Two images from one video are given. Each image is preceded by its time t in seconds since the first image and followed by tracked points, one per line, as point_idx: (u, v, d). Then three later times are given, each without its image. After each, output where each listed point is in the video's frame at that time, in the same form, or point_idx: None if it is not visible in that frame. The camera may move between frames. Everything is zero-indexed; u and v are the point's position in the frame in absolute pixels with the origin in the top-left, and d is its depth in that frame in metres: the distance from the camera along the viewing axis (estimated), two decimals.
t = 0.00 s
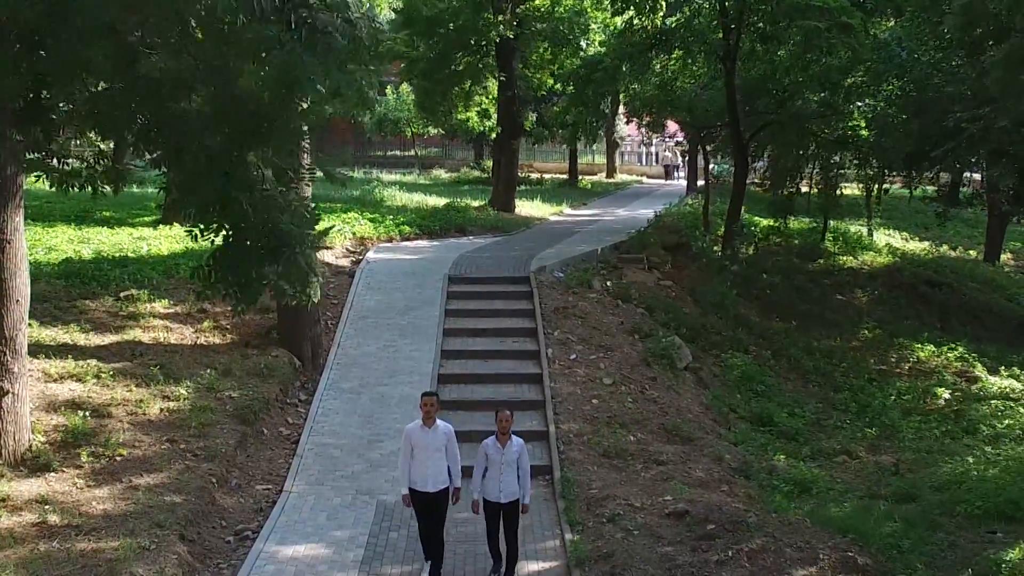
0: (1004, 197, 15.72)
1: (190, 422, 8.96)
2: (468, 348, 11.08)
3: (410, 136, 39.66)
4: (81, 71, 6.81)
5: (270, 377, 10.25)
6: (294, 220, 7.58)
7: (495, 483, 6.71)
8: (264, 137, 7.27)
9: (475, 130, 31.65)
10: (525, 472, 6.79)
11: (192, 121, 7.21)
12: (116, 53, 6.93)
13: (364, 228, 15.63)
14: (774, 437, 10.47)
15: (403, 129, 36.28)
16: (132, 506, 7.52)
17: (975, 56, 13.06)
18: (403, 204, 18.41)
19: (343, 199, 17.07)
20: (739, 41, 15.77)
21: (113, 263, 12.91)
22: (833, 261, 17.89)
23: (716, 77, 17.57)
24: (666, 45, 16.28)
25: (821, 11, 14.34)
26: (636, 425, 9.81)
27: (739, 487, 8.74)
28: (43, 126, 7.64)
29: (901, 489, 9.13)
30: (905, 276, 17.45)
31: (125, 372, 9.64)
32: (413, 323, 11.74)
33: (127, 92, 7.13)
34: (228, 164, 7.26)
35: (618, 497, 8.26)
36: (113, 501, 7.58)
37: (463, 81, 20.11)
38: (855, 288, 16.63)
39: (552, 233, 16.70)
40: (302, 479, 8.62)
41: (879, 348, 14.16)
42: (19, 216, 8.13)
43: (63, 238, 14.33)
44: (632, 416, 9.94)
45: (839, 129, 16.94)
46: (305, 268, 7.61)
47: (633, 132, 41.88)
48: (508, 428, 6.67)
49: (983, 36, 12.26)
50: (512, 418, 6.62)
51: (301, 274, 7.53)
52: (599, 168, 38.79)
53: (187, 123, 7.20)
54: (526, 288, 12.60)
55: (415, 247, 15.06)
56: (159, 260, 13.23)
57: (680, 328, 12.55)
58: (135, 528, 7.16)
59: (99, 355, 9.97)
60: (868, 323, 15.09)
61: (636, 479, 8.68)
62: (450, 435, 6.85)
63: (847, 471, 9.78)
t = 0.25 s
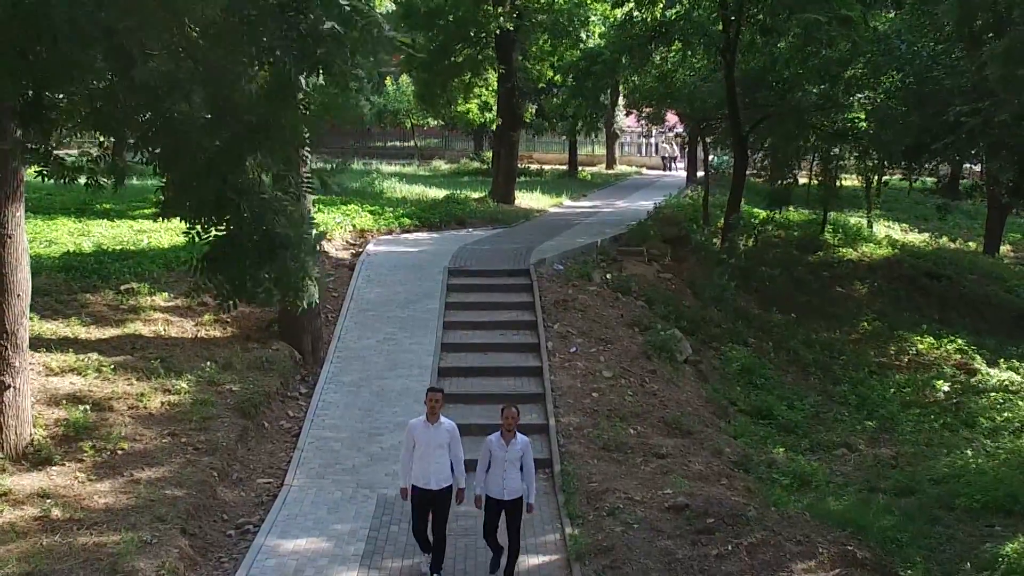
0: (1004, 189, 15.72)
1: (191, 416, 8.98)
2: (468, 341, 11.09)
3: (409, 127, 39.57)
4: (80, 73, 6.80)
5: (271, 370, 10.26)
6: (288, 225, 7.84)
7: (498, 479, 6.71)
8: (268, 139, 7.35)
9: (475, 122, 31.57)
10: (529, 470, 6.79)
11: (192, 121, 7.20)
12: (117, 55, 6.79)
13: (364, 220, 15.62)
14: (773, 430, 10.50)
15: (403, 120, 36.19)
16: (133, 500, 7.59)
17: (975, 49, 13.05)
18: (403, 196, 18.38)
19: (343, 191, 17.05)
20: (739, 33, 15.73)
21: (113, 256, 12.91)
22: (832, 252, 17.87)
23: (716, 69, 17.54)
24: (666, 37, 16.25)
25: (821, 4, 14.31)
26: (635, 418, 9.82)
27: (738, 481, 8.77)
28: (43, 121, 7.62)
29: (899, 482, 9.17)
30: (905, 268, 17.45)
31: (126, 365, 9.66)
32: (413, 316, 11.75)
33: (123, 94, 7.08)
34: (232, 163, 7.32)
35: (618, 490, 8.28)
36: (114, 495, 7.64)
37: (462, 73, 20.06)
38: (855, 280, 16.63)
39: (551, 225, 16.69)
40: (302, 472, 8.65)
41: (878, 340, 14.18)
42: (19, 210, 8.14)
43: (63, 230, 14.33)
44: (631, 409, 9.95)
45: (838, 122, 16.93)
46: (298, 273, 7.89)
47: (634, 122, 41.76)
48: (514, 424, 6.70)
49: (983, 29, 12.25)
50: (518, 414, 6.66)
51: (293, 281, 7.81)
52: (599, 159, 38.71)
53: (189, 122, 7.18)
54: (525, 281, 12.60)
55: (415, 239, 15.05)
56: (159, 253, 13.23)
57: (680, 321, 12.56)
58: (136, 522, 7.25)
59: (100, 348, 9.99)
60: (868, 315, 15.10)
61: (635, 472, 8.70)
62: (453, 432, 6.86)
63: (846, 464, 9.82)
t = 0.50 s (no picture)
0: (1004, 180, 15.71)
1: (193, 407, 9.00)
2: (468, 332, 11.09)
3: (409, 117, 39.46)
4: (81, 69, 6.83)
5: (272, 361, 10.26)
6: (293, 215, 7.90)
7: (502, 474, 6.71)
8: (273, 132, 7.58)
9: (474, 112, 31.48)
10: (533, 464, 6.79)
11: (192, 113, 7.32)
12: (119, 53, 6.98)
13: (365, 210, 15.59)
14: (774, 421, 10.51)
15: (402, 109, 36.09)
16: (136, 492, 7.62)
17: (976, 40, 13.02)
18: (403, 186, 18.34)
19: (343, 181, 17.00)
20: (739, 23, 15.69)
21: (114, 247, 12.89)
22: (832, 243, 17.84)
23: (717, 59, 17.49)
24: (666, 28, 16.20)
25: None
26: (636, 409, 9.83)
27: (739, 471, 8.79)
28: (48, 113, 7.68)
29: (899, 473, 9.23)
30: (905, 259, 17.45)
31: (128, 357, 9.67)
32: (414, 307, 11.75)
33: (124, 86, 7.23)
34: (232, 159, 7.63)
35: (619, 482, 8.30)
36: (117, 487, 7.68)
37: (463, 63, 20.00)
38: (855, 271, 16.62)
39: (551, 215, 16.66)
40: (304, 463, 8.68)
41: (878, 331, 14.18)
42: (21, 203, 8.15)
43: (64, 221, 14.31)
44: (632, 400, 9.96)
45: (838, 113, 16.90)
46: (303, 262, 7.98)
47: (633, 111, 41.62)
48: (517, 419, 6.74)
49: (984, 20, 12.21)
50: (519, 409, 6.73)
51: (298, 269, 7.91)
52: (599, 149, 38.62)
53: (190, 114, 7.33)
54: (526, 272, 12.58)
55: (416, 230, 15.03)
56: (160, 243, 13.21)
57: (680, 312, 12.56)
58: (139, 513, 7.31)
59: (102, 339, 9.99)
60: (867, 306, 15.10)
61: (636, 463, 8.72)
62: (456, 427, 6.81)
63: (847, 455, 9.85)
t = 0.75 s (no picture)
0: (1005, 171, 15.71)
1: (196, 397, 9.03)
2: (469, 323, 11.11)
3: (409, 108, 39.40)
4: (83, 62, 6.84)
5: (275, 352, 10.27)
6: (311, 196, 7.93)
7: (504, 470, 6.68)
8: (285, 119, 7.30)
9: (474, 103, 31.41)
10: (534, 458, 6.77)
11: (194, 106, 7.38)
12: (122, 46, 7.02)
13: (366, 201, 15.58)
14: (775, 412, 10.54)
15: (402, 101, 36.03)
16: (140, 483, 7.69)
17: (978, 32, 13.00)
18: (404, 177, 18.34)
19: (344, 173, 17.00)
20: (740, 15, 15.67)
21: (115, 238, 12.89)
22: (832, 234, 17.82)
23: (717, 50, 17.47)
24: (667, 19, 16.17)
25: None
26: (638, 400, 9.85)
27: (740, 462, 8.82)
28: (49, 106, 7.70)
29: (900, 464, 9.28)
30: (906, 250, 17.46)
31: (131, 347, 9.70)
32: (415, 298, 11.75)
33: (119, 84, 7.24)
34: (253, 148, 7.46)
35: (621, 472, 8.34)
36: (121, 477, 7.75)
37: (464, 54, 19.96)
38: (855, 262, 16.61)
39: (553, 206, 16.65)
40: (307, 454, 8.70)
41: (879, 322, 14.20)
42: (24, 194, 8.18)
43: (66, 212, 14.31)
44: (633, 391, 9.98)
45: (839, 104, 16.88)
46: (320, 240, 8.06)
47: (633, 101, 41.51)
48: (516, 415, 6.71)
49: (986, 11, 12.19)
50: (519, 404, 6.66)
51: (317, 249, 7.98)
52: (599, 141, 38.58)
53: (192, 108, 7.38)
54: (527, 263, 12.59)
55: (417, 221, 15.03)
56: (162, 235, 13.21)
57: (681, 303, 12.57)
58: (144, 504, 7.39)
59: (105, 330, 10.01)
60: (868, 298, 15.10)
61: (638, 453, 8.76)
62: (457, 424, 6.76)
63: (847, 446, 9.88)
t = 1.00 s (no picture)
0: (1005, 161, 15.71)
1: (199, 386, 9.06)
2: (471, 313, 11.12)
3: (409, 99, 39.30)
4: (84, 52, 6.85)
5: (278, 342, 10.27)
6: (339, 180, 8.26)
7: (503, 462, 6.68)
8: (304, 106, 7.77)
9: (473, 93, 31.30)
10: (533, 449, 6.75)
11: (201, 100, 7.65)
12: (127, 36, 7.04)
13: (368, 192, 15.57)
14: (776, 401, 10.57)
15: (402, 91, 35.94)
16: (144, 471, 7.73)
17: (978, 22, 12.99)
18: (405, 168, 18.32)
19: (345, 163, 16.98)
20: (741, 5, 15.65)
21: (117, 228, 12.89)
22: (832, 224, 17.81)
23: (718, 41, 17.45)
24: (668, 9, 16.14)
25: None
26: (639, 389, 9.87)
27: (742, 450, 8.85)
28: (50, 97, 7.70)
29: (900, 453, 9.32)
30: (906, 240, 17.46)
31: (134, 337, 9.72)
32: (417, 288, 11.76)
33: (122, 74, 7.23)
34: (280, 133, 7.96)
35: (623, 460, 8.37)
36: (125, 465, 7.78)
37: (464, 44, 19.91)
38: (855, 252, 16.62)
39: (554, 197, 16.65)
40: (310, 443, 8.73)
41: (880, 312, 14.22)
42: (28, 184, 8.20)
43: (67, 202, 14.30)
44: (635, 380, 10.00)
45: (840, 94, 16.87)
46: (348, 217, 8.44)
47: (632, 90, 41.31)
48: (513, 406, 6.66)
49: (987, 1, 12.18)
50: (514, 397, 6.53)
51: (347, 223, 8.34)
52: (599, 132, 38.51)
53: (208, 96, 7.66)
54: (529, 252, 12.59)
55: (418, 211, 15.02)
56: (164, 225, 13.20)
57: (683, 293, 12.59)
58: (148, 492, 7.42)
59: (108, 320, 10.02)
60: (869, 287, 15.11)
61: (640, 442, 8.79)
62: (456, 415, 6.78)
63: (848, 435, 9.92)
